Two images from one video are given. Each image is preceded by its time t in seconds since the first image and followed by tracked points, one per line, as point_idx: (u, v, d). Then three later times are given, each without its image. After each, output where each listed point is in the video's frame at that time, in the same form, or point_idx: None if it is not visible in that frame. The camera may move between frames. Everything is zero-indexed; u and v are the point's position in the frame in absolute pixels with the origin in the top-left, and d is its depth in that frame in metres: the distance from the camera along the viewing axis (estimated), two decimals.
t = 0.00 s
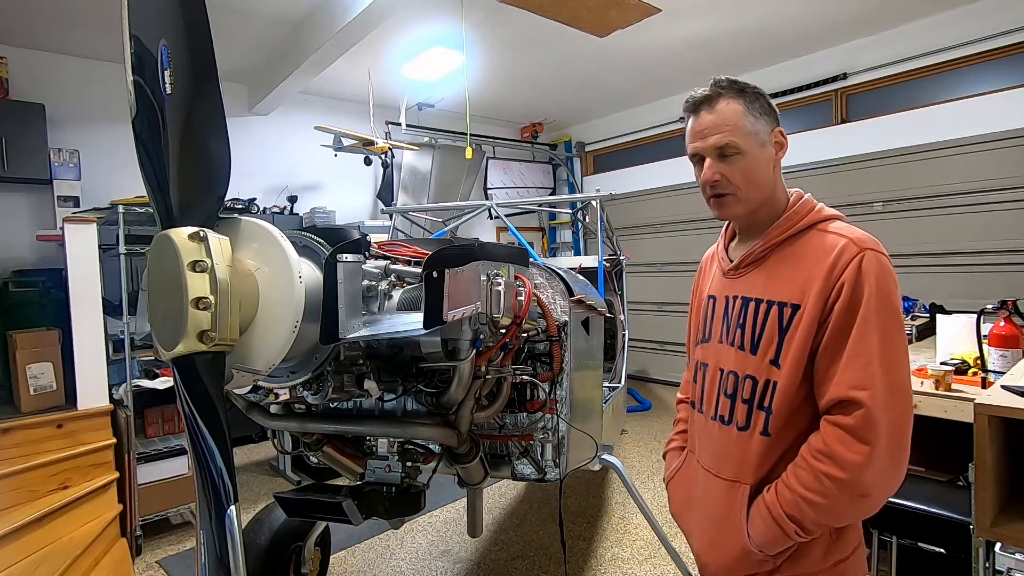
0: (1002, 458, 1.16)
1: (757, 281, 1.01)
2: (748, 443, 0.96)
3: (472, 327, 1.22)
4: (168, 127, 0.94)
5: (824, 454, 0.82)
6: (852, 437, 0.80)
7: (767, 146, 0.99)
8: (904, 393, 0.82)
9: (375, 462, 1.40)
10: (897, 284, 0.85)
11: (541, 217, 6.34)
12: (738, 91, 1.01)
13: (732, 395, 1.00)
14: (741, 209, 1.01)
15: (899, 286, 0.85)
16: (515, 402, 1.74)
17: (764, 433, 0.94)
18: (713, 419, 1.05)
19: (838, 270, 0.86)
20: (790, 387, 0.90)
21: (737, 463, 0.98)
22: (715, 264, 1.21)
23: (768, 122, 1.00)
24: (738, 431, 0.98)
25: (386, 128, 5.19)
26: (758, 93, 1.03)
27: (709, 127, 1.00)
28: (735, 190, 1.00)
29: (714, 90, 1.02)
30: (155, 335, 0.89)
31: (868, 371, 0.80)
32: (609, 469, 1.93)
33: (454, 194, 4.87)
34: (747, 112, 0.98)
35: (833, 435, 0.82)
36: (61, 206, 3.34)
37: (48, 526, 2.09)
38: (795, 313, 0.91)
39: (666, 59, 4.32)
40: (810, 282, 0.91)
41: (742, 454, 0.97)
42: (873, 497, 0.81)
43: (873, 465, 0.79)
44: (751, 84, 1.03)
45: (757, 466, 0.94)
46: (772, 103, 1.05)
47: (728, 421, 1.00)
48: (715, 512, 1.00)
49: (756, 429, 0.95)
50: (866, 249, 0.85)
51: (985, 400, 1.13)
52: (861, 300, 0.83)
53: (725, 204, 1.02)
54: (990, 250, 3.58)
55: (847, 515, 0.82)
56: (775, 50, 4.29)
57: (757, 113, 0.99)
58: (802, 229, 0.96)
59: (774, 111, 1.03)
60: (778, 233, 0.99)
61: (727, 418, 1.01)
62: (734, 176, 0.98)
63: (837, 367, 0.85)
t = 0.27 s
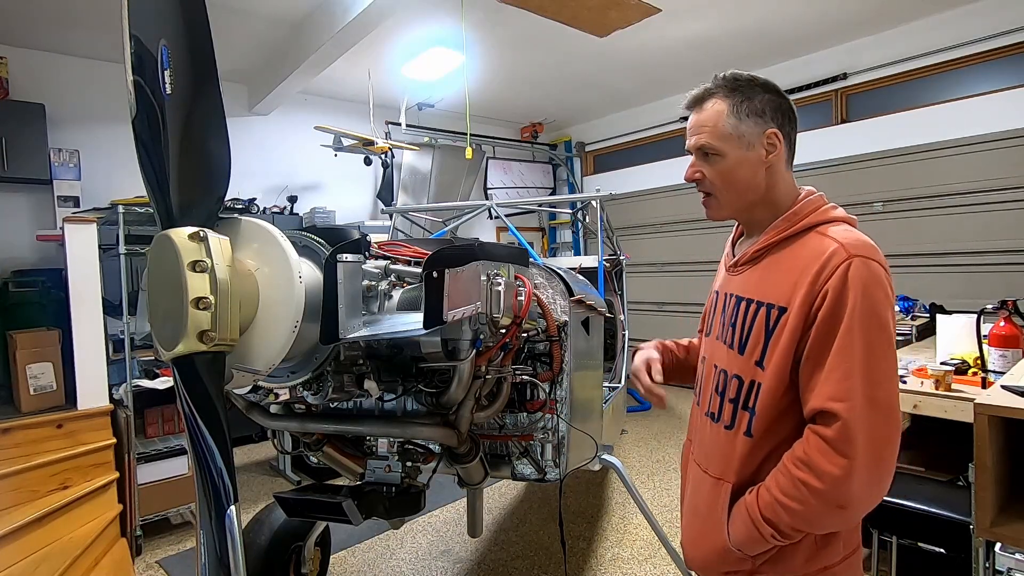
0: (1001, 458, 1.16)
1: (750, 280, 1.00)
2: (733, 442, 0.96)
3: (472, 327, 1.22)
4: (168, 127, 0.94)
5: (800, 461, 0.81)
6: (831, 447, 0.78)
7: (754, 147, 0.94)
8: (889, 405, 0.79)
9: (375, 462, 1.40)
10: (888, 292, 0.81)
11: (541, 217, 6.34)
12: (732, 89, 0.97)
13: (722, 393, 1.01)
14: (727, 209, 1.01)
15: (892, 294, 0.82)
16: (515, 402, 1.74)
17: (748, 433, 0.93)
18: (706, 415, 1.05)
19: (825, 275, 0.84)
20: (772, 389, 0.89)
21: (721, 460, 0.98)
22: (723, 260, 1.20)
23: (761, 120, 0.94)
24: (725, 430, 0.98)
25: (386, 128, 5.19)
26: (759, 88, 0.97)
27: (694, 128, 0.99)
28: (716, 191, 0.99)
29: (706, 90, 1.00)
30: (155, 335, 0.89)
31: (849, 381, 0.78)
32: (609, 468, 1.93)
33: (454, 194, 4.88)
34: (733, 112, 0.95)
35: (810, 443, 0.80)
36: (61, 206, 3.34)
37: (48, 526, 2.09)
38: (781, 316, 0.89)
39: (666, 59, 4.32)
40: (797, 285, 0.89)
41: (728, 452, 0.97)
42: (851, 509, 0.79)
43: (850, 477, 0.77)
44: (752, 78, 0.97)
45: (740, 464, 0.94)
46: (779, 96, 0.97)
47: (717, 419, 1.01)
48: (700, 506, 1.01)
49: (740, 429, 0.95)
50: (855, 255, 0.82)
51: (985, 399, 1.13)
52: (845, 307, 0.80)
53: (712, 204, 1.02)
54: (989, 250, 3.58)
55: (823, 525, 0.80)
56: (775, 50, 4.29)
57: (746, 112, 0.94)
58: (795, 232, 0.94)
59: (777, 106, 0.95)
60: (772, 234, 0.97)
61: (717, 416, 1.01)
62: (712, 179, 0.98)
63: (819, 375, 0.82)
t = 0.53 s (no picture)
0: (1001, 458, 1.17)
1: (749, 280, 1.00)
2: (724, 440, 0.97)
3: (472, 327, 1.22)
4: (168, 127, 0.94)
5: (780, 464, 0.81)
6: (809, 452, 0.77)
7: (755, 149, 0.93)
8: (875, 414, 0.77)
9: (375, 462, 1.40)
10: (880, 298, 0.79)
11: (541, 217, 6.34)
12: (731, 90, 0.95)
13: (718, 392, 1.01)
14: (733, 211, 1.00)
15: (884, 300, 0.80)
16: (515, 402, 1.74)
17: (737, 433, 0.94)
18: (704, 413, 1.06)
19: (816, 278, 0.83)
20: (761, 391, 0.89)
21: (712, 458, 0.98)
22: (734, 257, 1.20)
23: (762, 121, 0.92)
24: (717, 429, 0.99)
25: (386, 128, 5.19)
26: (759, 86, 0.95)
27: (695, 133, 0.99)
28: (720, 194, 0.99)
29: (705, 92, 0.99)
30: (155, 335, 0.89)
31: (831, 387, 0.77)
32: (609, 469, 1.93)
33: (454, 194, 4.88)
34: (732, 115, 0.94)
35: (791, 448, 0.80)
36: (61, 206, 3.34)
37: (48, 526, 2.09)
38: (774, 317, 0.89)
39: (666, 59, 4.32)
40: (790, 287, 0.88)
41: (718, 450, 0.97)
42: (830, 517, 0.78)
43: (827, 484, 0.76)
44: (752, 76, 0.95)
45: (729, 464, 0.94)
46: (782, 92, 0.94)
47: (712, 416, 1.02)
48: (692, 502, 1.02)
49: (730, 428, 0.95)
50: (847, 260, 0.81)
51: (985, 399, 1.13)
52: (833, 312, 0.79)
53: (717, 206, 1.02)
54: (990, 250, 3.58)
55: (800, 530, 0.80)
56: (775, 50, 4.29)
57: (746, 114, 0.93)
58: (795, 232, 0.93)
59: (779, 103, 0.93)
60: (772, 234, 0.96)
61: (712, 413, 1.02)
62: (715, 183, 0.98)
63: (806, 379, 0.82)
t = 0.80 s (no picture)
0: (1001, 458, 1.16)
1: (753, 283, 1.00)
2: (728, 445, 0.97)
3: (472, 327, 1.22)
4: (168, 127, 0.94)
5: (789, 472, 0.80)
6: (820, 461, 0.77)
7: (754, 151, 0.93)
8: (886, 421, 0.76)
9: (375, 462, 1.40)
10: (890, 302, 0.79)
11: (541, 217, 6.34)
12: (725, 93, 0.96)
13: (722, 396, 1.01)
14: (735, 214, 1.00)
15: (894, 304, 0.79)
16: (515, 402, 1.74)
17: (743, 438, 0.93)
18: (708, 417, 1.06)
19: (824, 283, 0.82)
20: (768, 396, 0.89)
21: (717, 463, 0.98)
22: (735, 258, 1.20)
23: (760, 122, 0.92)
24: (722, 434, 0.99)
25: (386, 128, 5.19)
26: (754, 86, 0.95)
27: (692, 138, 0.99)
28: (722, 199, 0.99)
29: (700, 96, 0.99)
30: (155, 335, 0.89)
31: (841, 395, 0.76)
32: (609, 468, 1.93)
33: (454, 194, 4.88)
34: (729, 118, 0.94)
35: (800, 455, 0.80)
36: (61, 207, 3.34)
37: (48, 526, 2.09)
38: (780, 321, 0.89)
39: (666, 59, 4.32)
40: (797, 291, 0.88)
41: (723, 455, 0.97)
42: (841, 524, 0.78)
43: (839, 493, 0.76)
44: (746, 77, 0.95)
45: (734, 469, 0.94)
46: (777, 92, 0.94)
47: (716, 420, 1.01)
48: (697, 506, 1.03)
49: (736, 433, 0.95)
50: (855, 263, 0.80)
51: (985, 399, 1.13)
52: (842, 317, 0.78)
53: (719, 210, 1.02)
54: (989, 250, 3.58)
55: (811, 537, 0.80)
56: (775, 50, 4.29)
57: (743, 117, 0.93)
58: (801, 234, 0.92)
59: (776, 104, 0.93)
60: (776, 236, 0.96)
61: (716, 418, 1.02)
62: (716, 186, 0.98)
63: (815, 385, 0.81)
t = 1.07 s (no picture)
0: (1001, 458, 1.17)
1: (760, 286, 1.00)
2: (735, 450, 0.97)
3: (472, 327, 1.22)
4: (168, 128, 0.94)
5: (801, 480, 0.80)
6: (833, 469, 0.76)
7: (748, 158, 0.92)
8: (900, 428, 0.77)
9: (375, 462, 1.40)
10: (903, 308, 0.78)
11: (541, 217, 6.34)
12: (715, 99, 0.95)
13: (727, 400, 1.01)
14: (735, 219, 1.00)
15: (907, 310, 0.79)
16: (515, 402, 1.74)
17: (749, 444, 0.93)
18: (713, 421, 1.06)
19: (834, 289, 0.82)
20: (777, 402, 0.88)
21: (722, 467, 0.98)
22: (738, 259, 1.19)
23: (751, 129, 0.91)
24: (728, 438, 0.98)
25: (386, 128, 5.19)
26: (745, 90, 0.93)
27: (687, 146, 0.99)
28: (720, 206, 0.99)
29: (691, 104, 0.99)
30: (155, 335, 0.89)
31: (855, 402, 0.76)
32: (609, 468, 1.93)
33: (454, 194, 4.88)
34: (720, 126, 0.93)
35: (812, 463, 0.79)
36: (61, 207, 3.35)
37: (47, 526, 2.09)
38: (789, 326, 0.89)
39: (666, 59, 4.32)
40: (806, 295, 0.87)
41: (729, 459, 0.97)
42: (853, 532, 0.78)
43: (853, 501, 0.76)
44: (736, 82, 0.94)
45: (740, 474, 0.94)
46: (768, 93, 0.92)
47: (722, 425, 1.01)
48: (702, 512, 1.02)
49: (743, 439, 0.94)
50: (867, 268, 0.80)
51: (985, 399, 1.13)
52: (855, 324, 0.78)
53: (719, 215, 1.02)
54: (989, 250, 3.58)
55: (821, 543, 0.80)
56: (775, 49, 4.29)
57: (734, 124, 0.92)
58: (808, 237, 0.92)
59: (768, 106, 0.91)
60: (781, 239, 0.95)
61: (722, 422, 1.02)
62: (712, 194, 0.98)
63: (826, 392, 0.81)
